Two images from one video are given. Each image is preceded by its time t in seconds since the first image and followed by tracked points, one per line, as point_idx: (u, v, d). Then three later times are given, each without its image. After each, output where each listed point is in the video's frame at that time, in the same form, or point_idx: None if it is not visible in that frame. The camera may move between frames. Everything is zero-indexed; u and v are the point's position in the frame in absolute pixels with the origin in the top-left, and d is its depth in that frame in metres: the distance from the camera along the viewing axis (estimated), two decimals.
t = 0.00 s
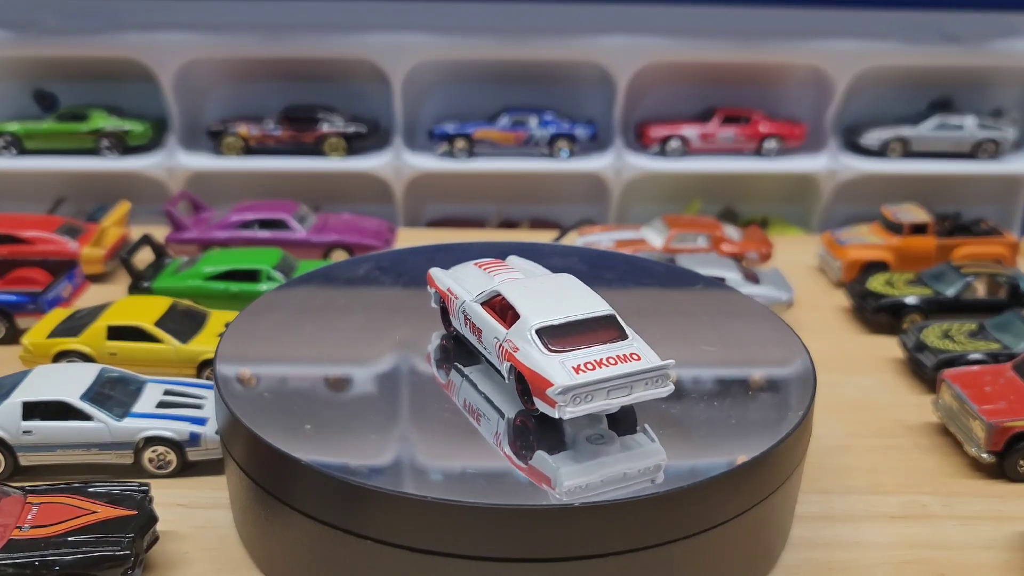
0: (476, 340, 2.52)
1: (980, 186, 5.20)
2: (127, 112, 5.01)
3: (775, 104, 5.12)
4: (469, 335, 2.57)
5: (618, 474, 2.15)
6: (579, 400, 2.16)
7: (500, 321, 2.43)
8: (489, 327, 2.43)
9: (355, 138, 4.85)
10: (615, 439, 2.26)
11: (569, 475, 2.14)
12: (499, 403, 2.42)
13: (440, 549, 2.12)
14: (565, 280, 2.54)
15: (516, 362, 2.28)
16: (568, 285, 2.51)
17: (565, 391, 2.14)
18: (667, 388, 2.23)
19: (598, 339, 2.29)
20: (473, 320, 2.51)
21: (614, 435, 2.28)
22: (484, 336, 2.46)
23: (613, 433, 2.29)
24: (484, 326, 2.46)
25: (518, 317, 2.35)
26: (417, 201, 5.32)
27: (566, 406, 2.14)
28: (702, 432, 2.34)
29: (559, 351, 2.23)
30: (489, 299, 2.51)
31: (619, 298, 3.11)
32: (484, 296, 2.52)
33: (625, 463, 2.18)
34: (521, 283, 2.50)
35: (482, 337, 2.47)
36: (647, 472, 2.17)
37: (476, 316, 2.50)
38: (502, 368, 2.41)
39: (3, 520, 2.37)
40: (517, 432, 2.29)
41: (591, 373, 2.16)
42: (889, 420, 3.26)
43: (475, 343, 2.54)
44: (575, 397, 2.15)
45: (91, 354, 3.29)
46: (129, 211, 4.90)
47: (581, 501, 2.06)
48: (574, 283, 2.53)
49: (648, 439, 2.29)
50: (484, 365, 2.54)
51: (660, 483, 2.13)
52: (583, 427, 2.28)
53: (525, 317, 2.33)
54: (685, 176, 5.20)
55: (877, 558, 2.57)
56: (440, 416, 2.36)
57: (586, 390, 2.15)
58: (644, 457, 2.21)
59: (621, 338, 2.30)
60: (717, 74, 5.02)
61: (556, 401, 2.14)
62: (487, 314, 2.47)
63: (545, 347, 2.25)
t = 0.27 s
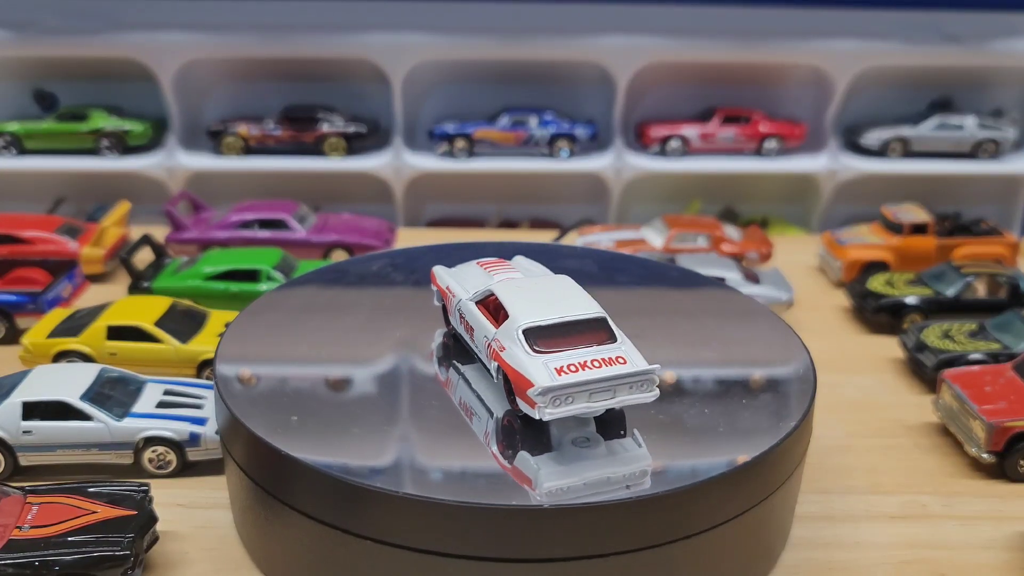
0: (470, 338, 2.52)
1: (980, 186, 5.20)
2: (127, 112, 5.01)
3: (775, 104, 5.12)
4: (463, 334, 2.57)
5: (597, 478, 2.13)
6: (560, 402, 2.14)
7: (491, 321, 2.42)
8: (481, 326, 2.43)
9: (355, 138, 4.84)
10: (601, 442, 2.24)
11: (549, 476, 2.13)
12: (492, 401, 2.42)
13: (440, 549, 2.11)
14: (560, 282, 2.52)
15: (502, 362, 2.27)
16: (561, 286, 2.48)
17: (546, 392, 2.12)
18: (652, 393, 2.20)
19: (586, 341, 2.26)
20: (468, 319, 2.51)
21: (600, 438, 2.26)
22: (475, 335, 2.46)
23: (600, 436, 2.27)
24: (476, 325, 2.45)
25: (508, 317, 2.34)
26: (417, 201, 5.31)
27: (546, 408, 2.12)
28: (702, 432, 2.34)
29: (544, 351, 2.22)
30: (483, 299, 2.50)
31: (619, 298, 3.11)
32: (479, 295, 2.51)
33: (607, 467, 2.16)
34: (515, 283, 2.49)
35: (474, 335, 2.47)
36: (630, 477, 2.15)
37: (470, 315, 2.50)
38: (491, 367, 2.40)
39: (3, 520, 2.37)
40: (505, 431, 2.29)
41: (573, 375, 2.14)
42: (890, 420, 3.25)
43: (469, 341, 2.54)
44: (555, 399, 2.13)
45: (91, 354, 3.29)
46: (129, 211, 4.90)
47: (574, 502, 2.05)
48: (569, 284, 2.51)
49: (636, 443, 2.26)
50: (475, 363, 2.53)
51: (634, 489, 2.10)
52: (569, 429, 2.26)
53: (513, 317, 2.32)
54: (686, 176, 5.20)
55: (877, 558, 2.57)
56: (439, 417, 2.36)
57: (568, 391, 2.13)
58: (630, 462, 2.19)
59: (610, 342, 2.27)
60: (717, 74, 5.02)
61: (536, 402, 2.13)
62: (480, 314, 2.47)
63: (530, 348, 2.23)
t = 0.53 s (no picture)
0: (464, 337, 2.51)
1: (981, 186, 5.20)
2: (127, 112, 5.01)
3: (775, 104, 5.12)
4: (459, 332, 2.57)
5: (578, 482, 2.11)
6: (541, 403, 2.11)
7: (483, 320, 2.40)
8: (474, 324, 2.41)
9: (355, 138, 4.84)
10: (589, 445, 2.23)
11: (531, 476, 2.12)
12: (485, 398, 2.40)
13: (440, 549, 2.11)
14: (554, 282, 2.48)
15: (489, 361, 2.25)
16: (555, 286, 2.44)
17: (528, 393, 2.10)
18: (637, 398, 2.18)
19: (574, 342, 2.23)
20: (462, 317, 2.50)
21: (588, 440, 2.24)
22: (468, 333, 2.45)
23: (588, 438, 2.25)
24: (470, 324, 2.44)
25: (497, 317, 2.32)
26: (417, 201, 5.31)
27: (526, 408, 2.10)
28: (703, 432, 2.34)
29: (531, 351, 2.19)
30: (478, 298, 2.48)
31: (619, 298, 3.11)
32: (474, 294, 2.50)
33: (592, 471, 2.14)
34: (510, 282, 2.46)
35: (467, 334, 2.46)
36: (612, 483, 2.12)
37: (464, 313, 2.49)
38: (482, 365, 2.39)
39: (3, 520, 2.37)
40: (494, 427, 2.26)
41: (556, 376, 2.11)
42: (890, 420, 3.25)
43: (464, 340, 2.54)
44: (537, 399, 2.11)
45: (91, 354, 3.29)
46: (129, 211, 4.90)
47: (573, 504, 2.06)
48: (564, 284, 2.47)
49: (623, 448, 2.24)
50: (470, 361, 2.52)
51: (616, 493, 2.09)
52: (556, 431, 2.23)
53: (502, 316, 2.30)
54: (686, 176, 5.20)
55: (877, 558, 2.57)
56: (439, 417, 2.36)
57: (551, 393, 2.11)
58: (616, 466, 2.17)
59: (599, 343, 2.23)
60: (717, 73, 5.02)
61: (518, 402, 2.11)
62: (474, 312, 2.45)
63: (517, 347, 2.20)
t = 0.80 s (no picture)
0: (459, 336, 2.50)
1: (981, 186, 5.20)
2: (127, 112, 5.01)
3: (775, 104, 5.12)
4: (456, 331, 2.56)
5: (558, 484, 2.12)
6: (523, 403, 2.08)
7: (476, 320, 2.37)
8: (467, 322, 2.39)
9: (355, 138, 4.84)
10: (574, 447, 2.23)
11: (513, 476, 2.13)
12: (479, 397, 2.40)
13: (440, 549, 2.11)
14: (551, 283, 2.44)
15: (476, 360, 2.23)
16: (550, 287, 2.40)
17: (510, 392, 2.07)
18: (622, 401, 2.13)
19: (563, 343, 2.19)
20: (457, 316, 2.48)
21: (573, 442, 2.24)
22: (461, 333, 2.43)
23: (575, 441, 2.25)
24: (464, 322, 2.41)
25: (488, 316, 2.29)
26: (417, 201, 5.31)
27: (507, 408, 2.07)
28: (703, 432, 2.34)
29: (517, 351, 2.15)
30: (473, 298, 2.46)
31: (618, 298, 3.11)
32: (470, 293, 2.48)
33: (574, 474, 2.14)
34: (506, 282, 2.43)
35: (461, 333, 2.44)
36: (594, 485, 2.12)
37: (458, 313, 2.47)
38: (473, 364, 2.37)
39: (3, 520, 2.37)
40: (482, 426, 2.27)
41: (538, 377, 2.07)
42: (890, 420, 3.25)
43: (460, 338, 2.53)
44: (519, 399, 2.08)
45: (91, 354, 3.29)
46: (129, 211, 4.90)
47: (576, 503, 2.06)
48: (561, 286, 2.43)
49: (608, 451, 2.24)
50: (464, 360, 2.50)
51: (599, 496, 2.08)
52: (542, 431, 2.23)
53: (492, 316, 2.27)
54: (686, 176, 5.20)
55: (876, 557, 2.57)
56: (439, 417, 2.36)
57: (533, 393, 2.08)
58: (600, 470, 2.16)
59: (588, 345, 2.19)
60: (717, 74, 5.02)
61: (500, 401, 2.08)
62: (468, 311, 2.43)
63: (505, 347, 2.17)
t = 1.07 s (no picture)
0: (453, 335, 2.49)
1: (981, 186, 5.20)
2: (127, 112, 5.01)
3: (775, 104, 5.11)
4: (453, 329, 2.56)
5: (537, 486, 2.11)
6: (502, 403, 2.05)
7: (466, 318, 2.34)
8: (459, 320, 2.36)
9: (355, 138, 4.84)
10: (558, 448, 2.21)
11: (492, 477, 2.12)
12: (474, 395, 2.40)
13: (439, 549, 2.11)
14: (546, 283, 2.40)
15: (462, 358, 2.20)
16: (543, 287, 2.36)
17: (490, 392, 2.04)
18: (605, 405, 2.09)
19: (549, 343, 2.15)
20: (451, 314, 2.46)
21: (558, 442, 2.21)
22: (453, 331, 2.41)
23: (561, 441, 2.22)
24: (456, 320, 2.39)
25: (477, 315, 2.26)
26: (417, 201, 5.31)
27: (486, 407, 2.04)
28: (703, 432, 2.34)
29: (502, 351, 2.12)
30: (468, 297, 2.43)
31: (618, 298, 3.11)
32: (465, 292, 2.44)
33: (554, 476, 2.13)
34: (502, 281, 2.39)
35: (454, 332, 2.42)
36: (573, 488, 2.10)
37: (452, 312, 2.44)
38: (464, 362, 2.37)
39: (3, 520, 2.37)
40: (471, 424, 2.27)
41: (520, 377, 2.04)
42: (890, 420, 3.25)
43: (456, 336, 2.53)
44: (499, 399, 2.05)
45: (91, 354, 3.29)
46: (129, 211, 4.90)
47: (572, 503, 2.06)
48: (558, 288, 2.38)
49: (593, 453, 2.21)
50: (457, 355, 2.48)
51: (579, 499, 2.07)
52: (527, 431, 2.19)
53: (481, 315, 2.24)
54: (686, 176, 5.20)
55: (876, 557, 2.57)
56: (438, 416, 2.36)
57: (513, 393, 2.04)
58: (582, 473, 2.14)
59: (575, 347, 2.15)
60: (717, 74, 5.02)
61: (479, 399, 2.06)
62: (461, 310, 2.40)
63: (490, 346, 2.14)
